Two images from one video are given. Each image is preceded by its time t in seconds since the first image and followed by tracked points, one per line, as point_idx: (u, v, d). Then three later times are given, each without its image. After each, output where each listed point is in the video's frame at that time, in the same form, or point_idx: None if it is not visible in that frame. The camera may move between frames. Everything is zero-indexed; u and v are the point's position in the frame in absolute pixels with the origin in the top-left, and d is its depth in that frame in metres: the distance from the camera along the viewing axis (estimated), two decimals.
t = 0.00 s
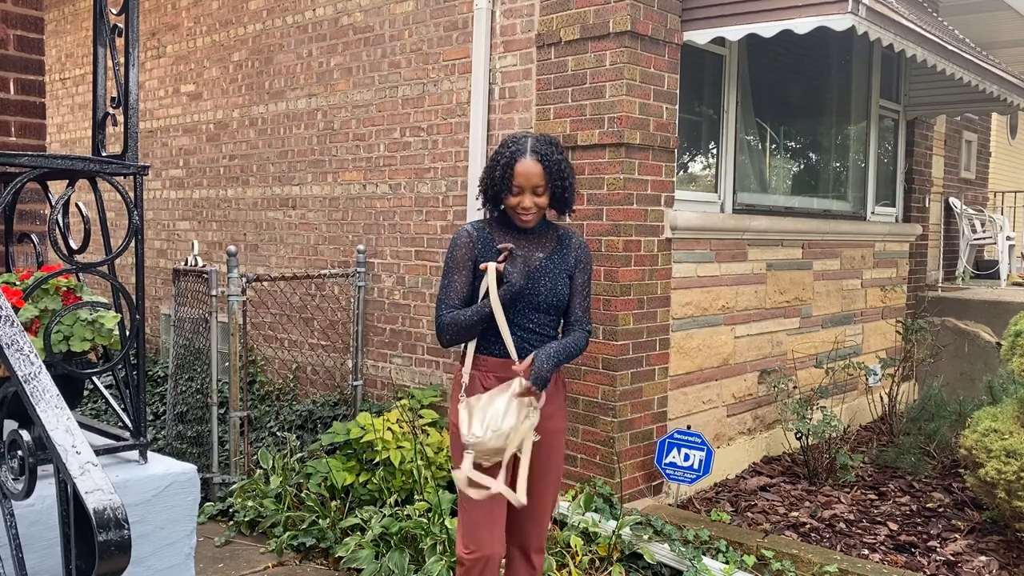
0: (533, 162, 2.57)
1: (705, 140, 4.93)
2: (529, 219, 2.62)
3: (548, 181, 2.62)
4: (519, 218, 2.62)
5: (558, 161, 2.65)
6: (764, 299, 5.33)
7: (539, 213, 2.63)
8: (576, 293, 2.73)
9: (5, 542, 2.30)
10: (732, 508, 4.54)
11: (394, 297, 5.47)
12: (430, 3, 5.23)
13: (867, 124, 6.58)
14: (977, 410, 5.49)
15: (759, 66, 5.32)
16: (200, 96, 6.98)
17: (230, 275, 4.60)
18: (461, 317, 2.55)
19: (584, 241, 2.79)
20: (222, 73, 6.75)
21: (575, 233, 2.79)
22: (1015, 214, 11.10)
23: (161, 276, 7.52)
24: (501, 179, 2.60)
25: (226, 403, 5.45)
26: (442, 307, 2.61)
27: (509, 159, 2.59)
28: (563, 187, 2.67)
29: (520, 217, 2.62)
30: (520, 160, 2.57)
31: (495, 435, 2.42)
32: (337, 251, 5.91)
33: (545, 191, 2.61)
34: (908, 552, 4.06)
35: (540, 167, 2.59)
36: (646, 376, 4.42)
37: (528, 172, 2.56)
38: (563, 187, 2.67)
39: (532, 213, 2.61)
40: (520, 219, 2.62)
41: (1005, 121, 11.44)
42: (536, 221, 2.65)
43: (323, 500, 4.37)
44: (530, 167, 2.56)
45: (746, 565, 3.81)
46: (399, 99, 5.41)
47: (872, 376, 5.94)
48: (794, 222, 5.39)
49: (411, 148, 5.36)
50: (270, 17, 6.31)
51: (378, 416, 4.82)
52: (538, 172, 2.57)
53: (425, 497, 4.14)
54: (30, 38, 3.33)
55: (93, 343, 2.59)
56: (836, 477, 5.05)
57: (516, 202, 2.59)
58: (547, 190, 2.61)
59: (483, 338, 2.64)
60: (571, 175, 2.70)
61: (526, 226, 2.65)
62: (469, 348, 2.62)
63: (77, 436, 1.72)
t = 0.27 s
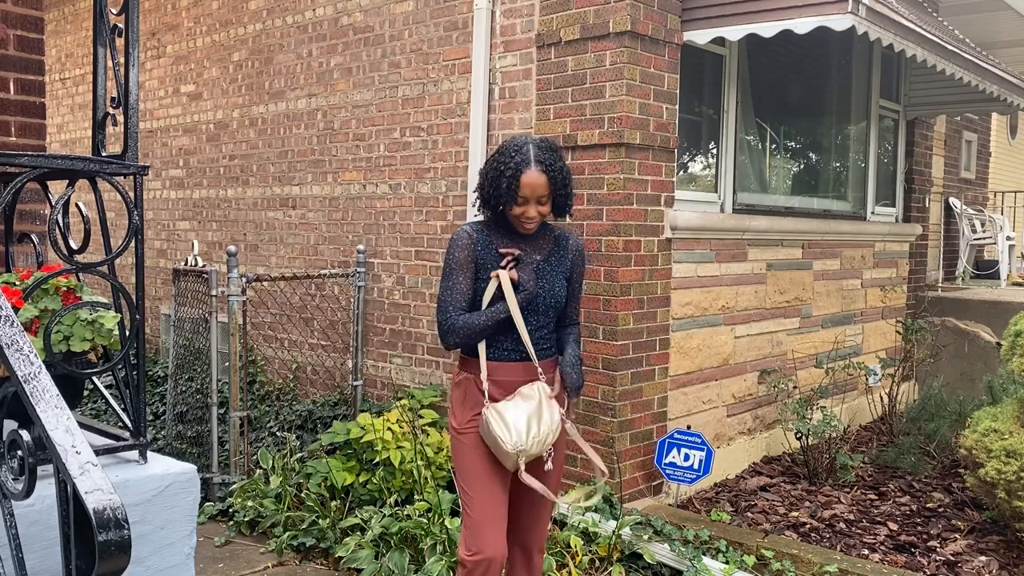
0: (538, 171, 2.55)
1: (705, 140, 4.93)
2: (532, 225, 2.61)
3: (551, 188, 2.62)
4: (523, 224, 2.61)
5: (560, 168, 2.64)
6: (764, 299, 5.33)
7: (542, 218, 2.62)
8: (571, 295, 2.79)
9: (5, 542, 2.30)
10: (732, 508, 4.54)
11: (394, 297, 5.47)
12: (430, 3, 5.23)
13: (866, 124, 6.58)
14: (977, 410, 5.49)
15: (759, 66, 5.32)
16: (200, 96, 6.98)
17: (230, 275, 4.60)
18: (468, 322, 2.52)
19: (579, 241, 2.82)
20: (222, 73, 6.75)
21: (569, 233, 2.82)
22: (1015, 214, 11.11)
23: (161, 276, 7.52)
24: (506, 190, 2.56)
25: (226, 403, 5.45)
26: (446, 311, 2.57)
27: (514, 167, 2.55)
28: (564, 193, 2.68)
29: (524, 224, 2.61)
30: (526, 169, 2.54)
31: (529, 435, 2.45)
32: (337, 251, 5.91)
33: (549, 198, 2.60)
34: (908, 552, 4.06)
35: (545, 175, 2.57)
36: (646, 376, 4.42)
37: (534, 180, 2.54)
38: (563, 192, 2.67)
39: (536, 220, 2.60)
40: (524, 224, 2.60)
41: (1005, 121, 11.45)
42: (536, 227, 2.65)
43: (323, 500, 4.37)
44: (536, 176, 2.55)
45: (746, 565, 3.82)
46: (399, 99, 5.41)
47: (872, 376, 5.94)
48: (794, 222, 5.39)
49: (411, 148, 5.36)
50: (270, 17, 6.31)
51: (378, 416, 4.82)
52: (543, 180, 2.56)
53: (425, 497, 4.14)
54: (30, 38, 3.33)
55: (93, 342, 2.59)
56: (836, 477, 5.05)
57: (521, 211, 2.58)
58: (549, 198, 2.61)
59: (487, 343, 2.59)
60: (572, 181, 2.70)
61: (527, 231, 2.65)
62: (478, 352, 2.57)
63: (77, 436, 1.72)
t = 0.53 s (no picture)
0: (543, 176, 2.55)
1: (705, 140, 4.93)
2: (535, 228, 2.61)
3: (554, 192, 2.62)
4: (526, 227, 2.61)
5: (563, 171, 2.63)
6: (764, 299, 5.33)
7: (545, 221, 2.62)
8: (569, 295, 2.82)
9: (5, 542, 2.30)
10: (732, 508, 4.54)
11: (394, 297, 5.47)
12: (431, 3, 5.23)
13: (867, 124, 6.58)
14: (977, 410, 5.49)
15: (759, 66, 5.32)
16: (200, 96, 6.98)
17: (230, 275, 4.60)
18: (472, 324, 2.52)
19: (577, 242, 2.84)
20: (222, 73, 6.75)
21: (567, 234, 2.83)
22: (1015, 214, 11.11)
23: (161, 276, 7.52)
24: (511, 194, 2.55)
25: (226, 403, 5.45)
26: (448, 312, 2.54)
27: (520, 170, 2.54)
28: (567, 197, 2.68)
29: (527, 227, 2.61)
30: (531, 173, 2.53)
31: (525, 444, 2.46)
32: (337, 251, 5.91)
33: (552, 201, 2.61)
34: (908, 552, 4.06)
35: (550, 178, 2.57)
36: (646, 376, 4.42)
37: (540, 184, 2.54)
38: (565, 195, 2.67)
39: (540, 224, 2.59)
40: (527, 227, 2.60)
41: (1005, 121, 11.45)
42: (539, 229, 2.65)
43: (323, 500, 4.37)
44: (540, 181, 2.54)
45: (746, 565, 3.81)
46: (399, 99, 5.41)
47: (872, 376, 5.94)
48: (794, 222, 5.39)
49: (411, 148, 5.36)
50: (270, 17, 6.31)
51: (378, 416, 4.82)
52: (548, 182, 2.57)
53: (425, 497, 4.14)
54: (29, 38, 3.33)
55: (93, 342, 2.59)
56: (836, 477, 5.05)
57: (524, 214, 2.57)
58: (552, 201, 2.61)
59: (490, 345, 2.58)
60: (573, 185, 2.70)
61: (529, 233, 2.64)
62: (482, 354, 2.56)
63: (77, 436, 1.72)
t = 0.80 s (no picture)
0: (544, 172, 2.55)
1: (705, 140, 4.93)
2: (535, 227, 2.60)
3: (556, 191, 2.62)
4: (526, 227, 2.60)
5: (564, 170, 2.64)
6: (764, 299, 5.34)
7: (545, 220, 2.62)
8: (571, 297, 2.78)
9: (5, 543, 2.30)
10: (732, 508, 4.54)
11: (394, 297, 5.47)
12: (430, 3, 5.23)
13: (867, 124, 6.58)
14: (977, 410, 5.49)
15: (759, 66, 5.32)
16: (200, 96, 6.98)
17: (231, 275, 4.60)
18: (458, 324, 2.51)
19: (583, 246, 2.81)
20: (222, 73, 6.75)
21: (572, 238, 2.81)
22: (1015, 214, 11.11)
23: (161, 276, 7.52)
24: (512, 190, 2.55)
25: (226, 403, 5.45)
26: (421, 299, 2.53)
27: (520, 167, 2.55)
28: (569, 194, 2.68)
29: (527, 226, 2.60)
30: (531, 170, 2.54)
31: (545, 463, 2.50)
32: (337, 251, 5.91)
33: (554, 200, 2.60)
34: (908, 552, 4.06)
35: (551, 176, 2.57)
36: (646, 376, 4.42)
37: (540, 181, 2.54)
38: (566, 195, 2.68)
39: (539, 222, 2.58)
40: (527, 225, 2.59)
41: (1005, 121, 11.45)
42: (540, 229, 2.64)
43: (323, 500, 4.37)
44: (541, 177, 2.55)
45: (746, 565, 3.81)
46: (399, 99, 5.41)
47: (872, 376, 5.94)
48: (794, 222, 5.39)
49: (411, 148, 5.36)
50: (270, 17, 6.31)
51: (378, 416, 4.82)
52: (549, 180, 2.56)
53: (425, 497, 4.14)
54: (30, 38, 3.33)
55: (93, 342, 2.59)
56: (836, 477, 5.05)
57: (525, 211, 2.56)
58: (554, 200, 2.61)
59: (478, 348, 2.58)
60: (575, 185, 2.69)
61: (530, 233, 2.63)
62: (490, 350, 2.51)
63: (77, 436, 1.72)
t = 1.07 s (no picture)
0: (540, 162, 2.56)
1: (705, 140, 4.93)
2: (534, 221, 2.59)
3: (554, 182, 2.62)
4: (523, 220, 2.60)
5: (564, 161, 2.64)
6: (764, 299, 5.34)
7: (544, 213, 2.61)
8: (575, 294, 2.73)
9: (4, 543, 2.30)
10: (732, 508, 4.54)
11: (394, 297, 5.47)
12: (430, 3, 5.23)
13: (867, 124, 6.58)
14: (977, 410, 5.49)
15: (759, 66, 5.32)
16: (200, 96, 6.98)
17: (231, 275, 4.60)
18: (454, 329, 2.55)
19: (587, 243, 2.76)
20: (222, 73, 6.75)
21: (577, 234, 2.77)
22: (1015, 214, 11.10)
23: (161, 276, 7.52)
24: (508, 181, 2.56)
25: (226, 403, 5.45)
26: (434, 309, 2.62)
27: (516, 158, 2.56)
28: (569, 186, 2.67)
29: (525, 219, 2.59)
30: (526, 161, 2.55)
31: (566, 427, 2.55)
32: (337, 251, 5.91)
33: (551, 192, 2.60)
34: (908, 552, 4.06)
35: (546, 168, 2.57)
36: (646, 376, 4.42)
37: (534, 172, 2.54)
38: (566, 188, 2.66)
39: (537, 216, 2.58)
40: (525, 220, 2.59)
41: (1005, 121, 11.45)
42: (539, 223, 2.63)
43: (323, 500, 4.37)
44: (537, 168, 2.55)
45: (746, 565, 3.81)
46: (399, 99, 5.41)
47: (872, 376, 5.94)
48: (794, 222, 5.39)
49: (411, 148, 5.36)
50: (270, 17, 6.31)
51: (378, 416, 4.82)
52: (544, 172, 2.56)
53: (425, 497, 4.14)
54: (29, 38, 3.33)
55: (93, 342, 2.59)
56: (836, 477, 5.05)
57: (521, 203, 2.56)
58: (552, 191, 2.60)
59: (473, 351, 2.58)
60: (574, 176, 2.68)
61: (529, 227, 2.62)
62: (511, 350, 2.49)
63: (77, 436, 1.72)
